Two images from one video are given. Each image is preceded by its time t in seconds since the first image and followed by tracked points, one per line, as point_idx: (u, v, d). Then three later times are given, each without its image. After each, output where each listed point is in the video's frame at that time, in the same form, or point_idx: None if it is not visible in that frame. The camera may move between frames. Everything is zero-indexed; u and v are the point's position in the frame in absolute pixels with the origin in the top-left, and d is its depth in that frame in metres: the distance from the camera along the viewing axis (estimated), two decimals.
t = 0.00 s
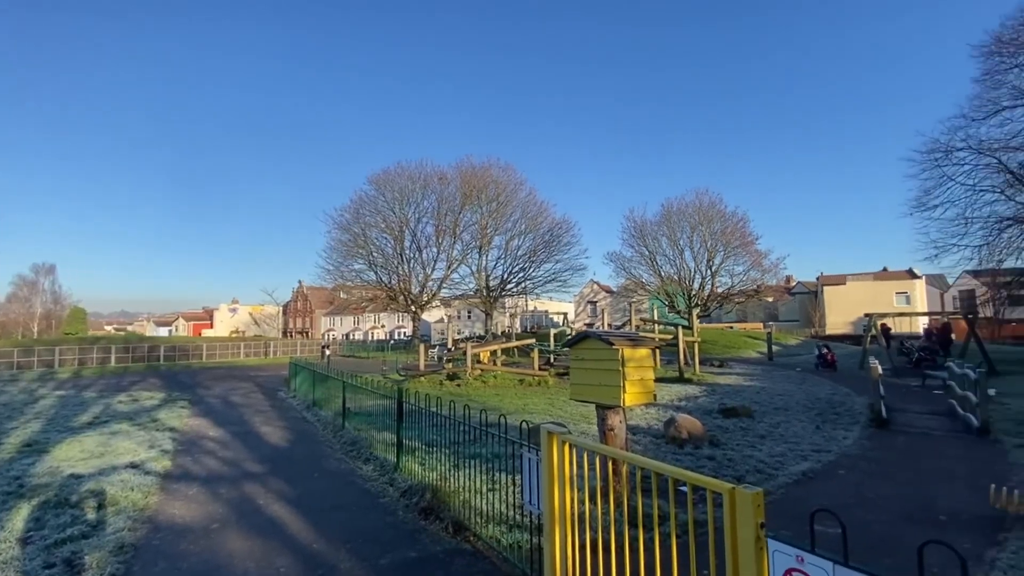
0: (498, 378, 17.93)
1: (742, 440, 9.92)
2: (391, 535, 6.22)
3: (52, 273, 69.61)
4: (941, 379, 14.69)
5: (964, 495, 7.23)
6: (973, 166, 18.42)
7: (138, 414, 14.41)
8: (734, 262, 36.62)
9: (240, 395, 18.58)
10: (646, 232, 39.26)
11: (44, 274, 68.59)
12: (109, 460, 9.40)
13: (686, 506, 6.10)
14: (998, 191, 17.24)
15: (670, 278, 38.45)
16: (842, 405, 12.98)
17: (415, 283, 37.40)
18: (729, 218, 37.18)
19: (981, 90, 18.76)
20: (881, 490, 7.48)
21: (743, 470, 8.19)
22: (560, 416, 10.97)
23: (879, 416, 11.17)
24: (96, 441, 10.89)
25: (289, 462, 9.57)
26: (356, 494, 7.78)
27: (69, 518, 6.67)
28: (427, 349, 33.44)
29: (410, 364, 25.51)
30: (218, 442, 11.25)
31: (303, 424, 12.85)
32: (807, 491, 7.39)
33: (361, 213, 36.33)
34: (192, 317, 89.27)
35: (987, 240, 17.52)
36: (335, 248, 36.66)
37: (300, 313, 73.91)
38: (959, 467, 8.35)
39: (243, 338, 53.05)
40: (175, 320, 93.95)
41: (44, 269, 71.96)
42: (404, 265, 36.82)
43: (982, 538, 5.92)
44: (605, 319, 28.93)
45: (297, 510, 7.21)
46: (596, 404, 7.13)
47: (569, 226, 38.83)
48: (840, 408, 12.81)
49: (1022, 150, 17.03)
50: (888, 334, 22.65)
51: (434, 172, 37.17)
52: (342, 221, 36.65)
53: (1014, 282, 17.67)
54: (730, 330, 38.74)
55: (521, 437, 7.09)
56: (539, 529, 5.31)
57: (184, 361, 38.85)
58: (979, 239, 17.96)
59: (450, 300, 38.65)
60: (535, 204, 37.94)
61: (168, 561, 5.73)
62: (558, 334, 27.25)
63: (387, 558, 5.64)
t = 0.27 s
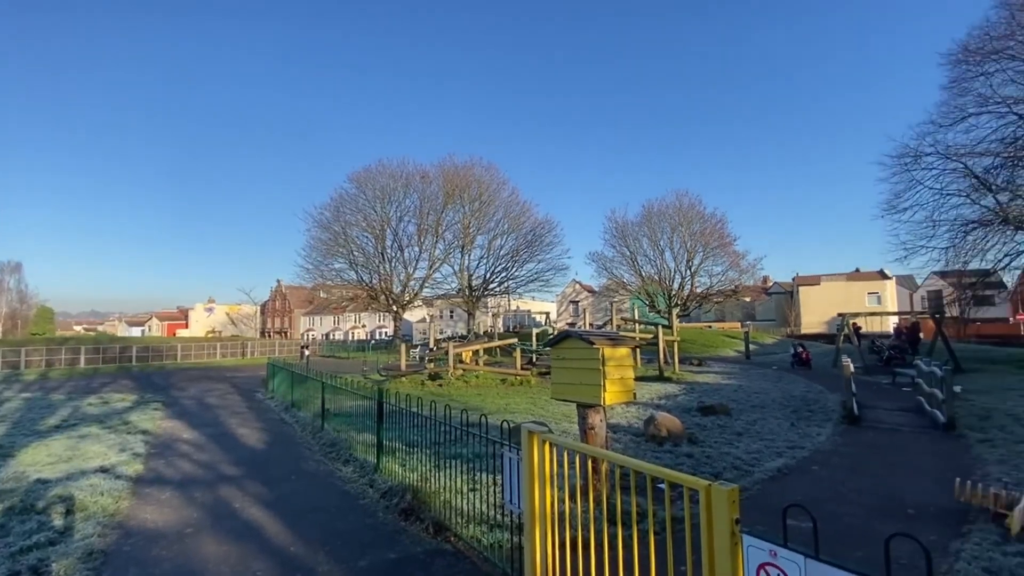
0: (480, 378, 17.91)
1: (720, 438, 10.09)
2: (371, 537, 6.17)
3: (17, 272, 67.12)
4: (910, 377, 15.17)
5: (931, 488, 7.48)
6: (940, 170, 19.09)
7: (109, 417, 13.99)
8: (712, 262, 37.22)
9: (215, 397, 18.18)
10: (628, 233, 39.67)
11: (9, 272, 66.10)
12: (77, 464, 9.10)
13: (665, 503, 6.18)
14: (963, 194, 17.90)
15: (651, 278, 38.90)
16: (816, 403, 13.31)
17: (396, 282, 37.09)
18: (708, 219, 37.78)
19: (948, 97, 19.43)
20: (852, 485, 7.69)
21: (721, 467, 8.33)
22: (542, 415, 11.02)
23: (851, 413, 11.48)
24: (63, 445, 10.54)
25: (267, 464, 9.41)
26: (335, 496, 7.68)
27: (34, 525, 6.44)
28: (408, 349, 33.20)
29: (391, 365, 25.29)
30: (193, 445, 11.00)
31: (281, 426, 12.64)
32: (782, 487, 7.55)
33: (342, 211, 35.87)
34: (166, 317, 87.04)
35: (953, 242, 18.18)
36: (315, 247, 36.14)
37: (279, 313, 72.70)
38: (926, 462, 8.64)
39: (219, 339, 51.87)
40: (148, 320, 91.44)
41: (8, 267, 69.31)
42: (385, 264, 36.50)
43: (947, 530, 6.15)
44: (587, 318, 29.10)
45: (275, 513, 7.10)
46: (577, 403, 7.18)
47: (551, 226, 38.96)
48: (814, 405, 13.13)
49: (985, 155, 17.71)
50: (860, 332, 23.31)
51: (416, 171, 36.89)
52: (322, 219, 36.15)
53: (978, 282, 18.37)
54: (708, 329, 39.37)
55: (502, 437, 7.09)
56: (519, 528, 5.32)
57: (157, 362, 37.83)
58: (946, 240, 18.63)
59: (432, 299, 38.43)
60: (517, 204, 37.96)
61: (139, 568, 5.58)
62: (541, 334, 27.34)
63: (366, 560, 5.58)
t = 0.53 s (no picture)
0: (462, 378, 17.86)
1: (699, 435, 10.24)
2: (350, 539, 6.11)
3: None
4: (881, 375, 15.63)
5: (900, 482, 7.73)
6: (910, 175, 19.71)
7: (78, 420, 13.56)
8: (692, 262, 37.76)
9: (190, 399, 17.75)
10: (610, 233, 40.01)
11: None
12: (43, 469, 8.81)
13: (645, 500, 6.25)
14: (931, 198, 18.52)
15: (632, 278, 39.28)
16: (791, 400, 13.61)
17: (378, 281, 36.73)
18: (687, 220, 38.31)
19: (918, 104, 20.08)
20: (825, 480, 7.89)
21: (700, 464, 8.46)
22: (524, 414, 11.05)
23: (824, 410, 11.78)
24: (29, 449, 10.18)
25: (244, 467, 9.24)
26: (313, 498, 7.58)
27: None
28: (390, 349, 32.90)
29: (372, 365, 25.03)
30: (166, 448, 10.73)
31: (259, 427, 12.43)
32: (758, 483, 7.71)
33: (322, 209, 35.35)
34: (139, 316, 84.65)
35: (921, 244, 18.80)
36: (294, 245, 35.57)
37: (257, 312, 71.34)
38: (896, 457, 8.91)
39: (194, 339, 50.63)
40: (119, 320, 88.80)
41: None
42: (366, 263, 36.12)
43: (915, 523, 6.36)
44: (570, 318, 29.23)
45: (252, 516, 6.97)
46: (558, 402, 7.20)
47: (534, 225, 39.02)
48: (789, 403, 13.44)
49: (952, 161, 18.37)
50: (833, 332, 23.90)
51: (398, 169, 36.55)
52: (302, 217, 35.61)
53: (944, 283, 19.02)
54: (688, 329, 39.93)
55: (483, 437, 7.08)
56: (500, 527, 5.32)
57: (129, 363, 36.77)
58: (915, 243, 19.25)
59: (414, 299, 38.15)
60: (500, 204, 37.93)
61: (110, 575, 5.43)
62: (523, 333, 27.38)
63: (344, 562, 5.53)
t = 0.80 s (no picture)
0: (444, 378, 17.79)
1: (678, 433, 10.38)
2: (329, 541, 6.03)
3: None
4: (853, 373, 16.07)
5: (870, 477, 7.96)
6: (881, 178, 20.28)
7: (44, 423, 13.11)
8: (672, 263, 38.26)
9: (164, 401, 17.30)
10: (592, 233, 40.29)
11: None
12: (7, 474, 8.49)
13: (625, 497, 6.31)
14: (901, 202, 19.09)
15: (613, 278, 39.62)
16: (768, 398, 13.89)
17: (358, 281, 36.34)
18: (668, 221, 38.80)
19: (889, 110, 20.67)
20: (800, 476, 8.08)
21: (678, 462, 8.58)
22: (506, 414, 11.06)
23: (799, 407, 12.05)
24: None
25: (219, 469, 9.05)
26: (291, 501, 7.46)
27: None
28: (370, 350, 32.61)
29: (353, 365, 24.74)
30: (138, 451, 10.44)
31: (235, 429, 12.19)
32: (735, 480, 7.85)
33: (301, 207, 34.79)
34: (110, 316, 82.19)
35: (892, 246, 19.37)
36: (272, 244, 34.97)
37: (234, 312, 69.89)
38: (867, 453, 9.17)
39: (168, 339, 49.35)
40: (89, 320, 86.06)
41: None
42: (347, 262, 35.70)
43: (884, 516, 6.56)
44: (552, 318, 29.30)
45: (227, 519, 6.84)
46: (539, 401, 7.22)
47: (516, 225, 39.04)
48: (766, 400, 13.71)
49: (921, 165, 18.96)
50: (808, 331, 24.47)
51: (380, 167, 36.18)
52: (280, 215, 35.01)
53: (913, 283, 19.63)
54: (668, 328, 40.44)
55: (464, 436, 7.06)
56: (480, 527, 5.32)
57: (100, 364, 35.68)
58: (885, 244, 19.82)
59: (395, 299, 37.82)
60: (483, 203, 37.86)
61: None
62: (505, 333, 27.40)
63: (322, 565, 5.46)
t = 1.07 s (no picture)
0: (425, 378, 17.69)
1: (657, 432, 10.50)
2: (306, 545, 5.94)
3: None
4: (826, 371, 16.49)
5: (842, 473, 8.18)
6: (853, 182, 20.85)
7: (7, 428, 12.61)
8: (652, 263, 38.72)
9: (134, 403, 16.81)
10: (573, 233, 40.56)
11: None
12: None
13: (604, 495, 6.37)
14: (872, 205, 19.65)
15: (595, 279, 39.92)
16: (744, 397, 14.16)
17: (338, 280, 35.88)
18: (648, 222, 39.26)
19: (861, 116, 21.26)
20: (774, 472, 8.26)
21: (657, 460, 8.68)
22: (487, 414, 11.06)
23: (774, 405, 12.32)
24: None
25: (193, 473, 8.84)
26: (267, 504, 7.33)
27: None
28: (350, 350, 32.27)
29: (332, 366, 24.42)
30: (107, 455, 10.12)
31: (210, 432, 11.92)
32: (711, 477, 7.97)
33: (279, 205, 34.18)
34: (79, 316, 79.52)
35: (863, 248, 19.94)
36: (249, 242, 34.31)
37: (209, 312, 68.35)
38: (838, 449, 9.42)
39: (140, 340, 47.96)
40: (55, 321, 83.09)
41: None
42: (326, 261, 35.22)
43: (854, 511, 6.74)
44: (533, 318, 29.38)
45: (201, 524, 6.69)
46: (519, 401, 7.22)
47: (499, 225, 39.02)
48: (742, 399, 13.98)
49: (891, 170, 19.54)
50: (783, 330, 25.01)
51: (360, 166, 35.76)
52: (257, 213, 34.34)
53: (883, 284, 20.22)
54: (649, 328, 40.91)
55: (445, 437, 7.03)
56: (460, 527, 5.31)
57: (67, 366, 34.48)
58: (857, 246, 20.38)
59: (376, 299, 37.45)
60: (465, 203, 37.74)
61: None
62: (487, 333, 27.37)
63: (298, 569, 5.37)
